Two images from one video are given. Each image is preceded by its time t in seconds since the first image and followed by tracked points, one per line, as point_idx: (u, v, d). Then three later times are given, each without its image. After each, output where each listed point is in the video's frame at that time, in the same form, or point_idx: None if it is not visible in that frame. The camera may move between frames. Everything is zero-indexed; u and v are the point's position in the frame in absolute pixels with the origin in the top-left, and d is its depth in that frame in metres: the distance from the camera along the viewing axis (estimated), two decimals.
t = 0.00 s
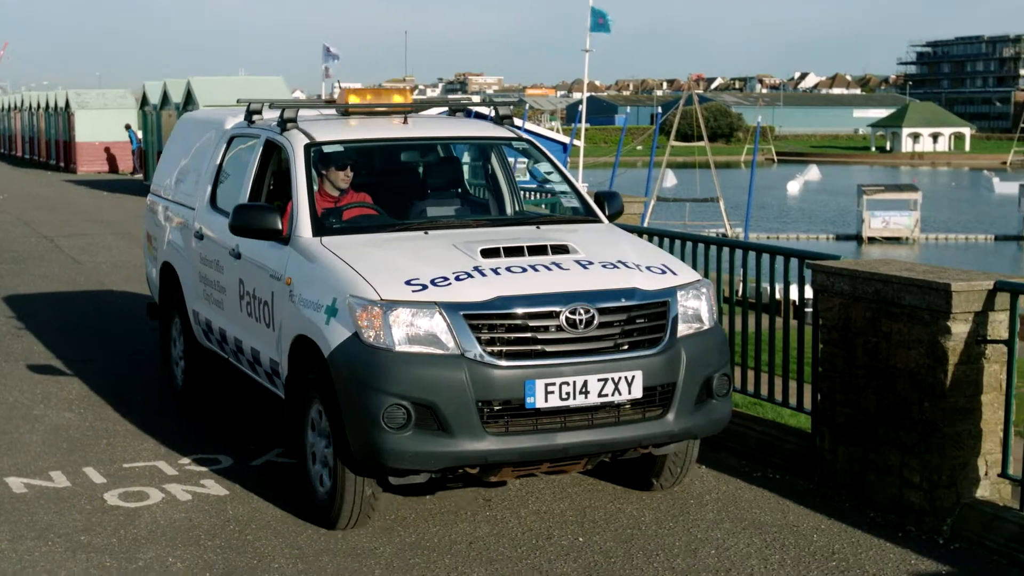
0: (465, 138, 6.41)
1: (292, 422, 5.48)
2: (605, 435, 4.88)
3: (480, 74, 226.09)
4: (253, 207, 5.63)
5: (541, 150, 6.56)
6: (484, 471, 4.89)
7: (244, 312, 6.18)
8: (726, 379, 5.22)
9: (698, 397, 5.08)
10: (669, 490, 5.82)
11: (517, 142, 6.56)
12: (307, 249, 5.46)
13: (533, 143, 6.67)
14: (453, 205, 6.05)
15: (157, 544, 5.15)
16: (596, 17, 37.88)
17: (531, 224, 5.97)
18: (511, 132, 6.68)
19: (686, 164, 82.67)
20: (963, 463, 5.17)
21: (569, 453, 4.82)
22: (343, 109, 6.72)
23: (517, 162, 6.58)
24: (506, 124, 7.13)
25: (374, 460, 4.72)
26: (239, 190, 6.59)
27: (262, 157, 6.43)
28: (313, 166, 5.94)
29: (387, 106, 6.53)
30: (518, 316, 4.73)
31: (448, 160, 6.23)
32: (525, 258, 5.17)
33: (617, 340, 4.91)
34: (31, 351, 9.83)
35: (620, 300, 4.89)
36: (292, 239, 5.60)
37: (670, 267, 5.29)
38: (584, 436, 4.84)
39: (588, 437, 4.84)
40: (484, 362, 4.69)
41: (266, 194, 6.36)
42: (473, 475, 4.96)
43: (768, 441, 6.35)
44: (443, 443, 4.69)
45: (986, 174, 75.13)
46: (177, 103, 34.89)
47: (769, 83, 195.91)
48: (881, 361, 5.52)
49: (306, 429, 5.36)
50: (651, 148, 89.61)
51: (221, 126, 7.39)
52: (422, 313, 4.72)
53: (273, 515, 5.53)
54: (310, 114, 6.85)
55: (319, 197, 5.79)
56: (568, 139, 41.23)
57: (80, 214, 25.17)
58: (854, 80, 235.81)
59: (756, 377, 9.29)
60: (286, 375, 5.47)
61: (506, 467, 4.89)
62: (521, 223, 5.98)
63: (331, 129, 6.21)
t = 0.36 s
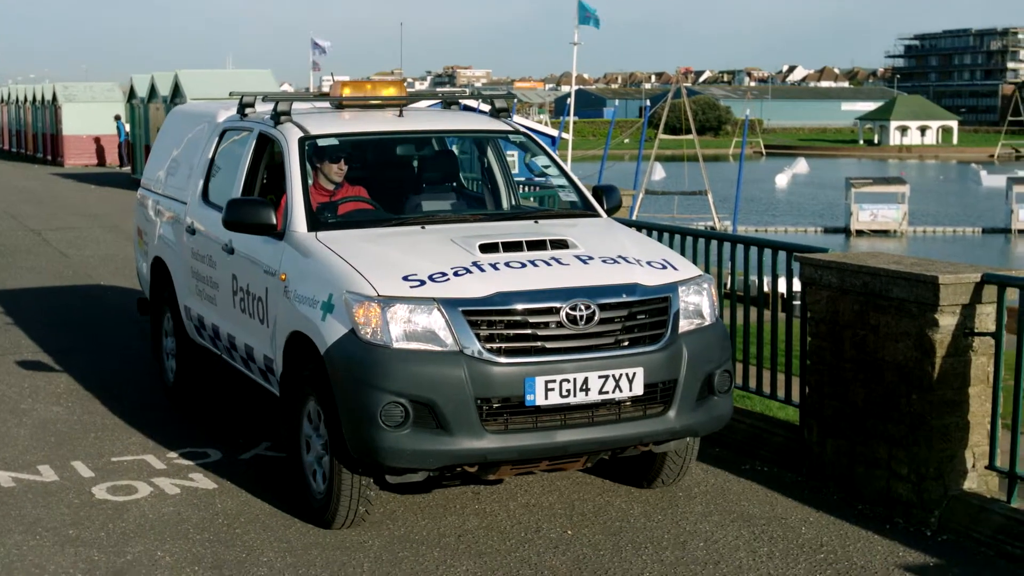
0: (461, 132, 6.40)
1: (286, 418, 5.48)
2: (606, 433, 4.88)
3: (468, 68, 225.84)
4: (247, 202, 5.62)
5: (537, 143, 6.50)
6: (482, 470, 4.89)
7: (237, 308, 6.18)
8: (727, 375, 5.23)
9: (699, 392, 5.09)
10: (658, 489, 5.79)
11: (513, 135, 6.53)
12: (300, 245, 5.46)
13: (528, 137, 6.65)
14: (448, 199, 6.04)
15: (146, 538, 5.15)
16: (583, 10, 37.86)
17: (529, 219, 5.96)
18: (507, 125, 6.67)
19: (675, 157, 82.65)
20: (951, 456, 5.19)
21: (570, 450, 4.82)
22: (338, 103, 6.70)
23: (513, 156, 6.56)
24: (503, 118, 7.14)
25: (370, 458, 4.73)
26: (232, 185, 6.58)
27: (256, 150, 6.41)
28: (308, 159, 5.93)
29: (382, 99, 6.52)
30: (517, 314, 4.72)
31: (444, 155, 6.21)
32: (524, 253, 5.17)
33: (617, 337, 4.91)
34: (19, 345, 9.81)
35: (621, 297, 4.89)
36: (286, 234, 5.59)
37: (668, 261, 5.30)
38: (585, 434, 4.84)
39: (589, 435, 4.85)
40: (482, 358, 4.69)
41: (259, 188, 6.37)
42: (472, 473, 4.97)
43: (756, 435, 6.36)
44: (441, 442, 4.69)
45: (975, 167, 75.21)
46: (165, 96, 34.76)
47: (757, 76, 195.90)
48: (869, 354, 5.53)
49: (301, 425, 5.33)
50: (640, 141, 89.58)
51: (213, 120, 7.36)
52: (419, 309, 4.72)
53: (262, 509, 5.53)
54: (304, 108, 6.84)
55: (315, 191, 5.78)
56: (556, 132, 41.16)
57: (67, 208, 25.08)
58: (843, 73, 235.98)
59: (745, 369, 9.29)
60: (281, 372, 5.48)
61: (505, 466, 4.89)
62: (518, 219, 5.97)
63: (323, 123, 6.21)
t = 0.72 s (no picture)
0: (457, 127, 6.40)
1: (281, 413, 5.48)
2: (601, 427, 4.89)
3: (465, 64, 225.63)
4: (243, 199, 5.62)
5: (532, 140, 6.48)
6: (478, 464, 4.88)
7: (233, 304, 6.18)
8: (723, 370, 5.22)
9: (695, 386, 5.09)
10: (655, 485, 5.80)
11: (510, 129, 6.53)
12: (296, 240, 5.47)
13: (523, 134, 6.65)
14: (443, 195, 6.04)
15: (143, 534, 5.15)
16: (580, 6, 37.83)
17: (526, 214, 5.96)
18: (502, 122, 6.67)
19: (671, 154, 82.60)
20: (947, 452, 5.20)
21: (566, 444, 4.82)
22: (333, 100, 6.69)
23: (510, 151, 6.55)
24: (498, 114, 7.13)
25: (366, 453, 4.72)
26: (228, 182, 6.58)
27: (252, 147, 6.40)
28: (302, 156, 5.93)
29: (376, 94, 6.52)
30: (512, 308, 4.72)
31: (440, 151, 6.21)
32: (521, 248, 5.18)
33: (611, 331, 4.90)
34: (16, 342, 9.81)
35: (615, 291, 4.89)
36: (283, 228, 5.59)
37: (662, 255, 5.30)
38: (580, 426, 4.84)
39: (584, 428, 4.85)
40: (477, 351, 4.69)
41: (255, 185, 6.37)
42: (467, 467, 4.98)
43: (752, 431, 6.37)
44: (437, 434, 4.69)
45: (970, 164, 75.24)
46: (162, 93, 34.70)
47: (753, 73, 195.99)
48: (865, 351, 5.53)
49: (297, 421, 5.33)
50: (637, 137, 89.55)
51: (210, 118, 7.36)
52: (414, 303, 4.72)
53: (260, 505, 5.53)
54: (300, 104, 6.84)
55: (312, 186, 5.79)
56: (554, 130, 41.04)
57: (62, 205, 25.01)
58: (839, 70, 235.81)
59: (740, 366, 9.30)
60: (278, 367, 5.47)
61: (499, 460, 4.90)
62: (514, 213, 5.97)
63: (318, 119, 6.21)
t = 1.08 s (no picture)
0: (454, 125, 6.40)
1: (278, 410, 5.47)
2: (599, 424, 4.89)
3: (461, 62, 225.43)
4: (241, 196, 5.61)
5: (530, 138, 6.47)
6: (476, 462, 4.88)
7: (231, 302, 6.16)
8: (720, 367, 5.23)
9: (692, 383, 5.09)
10: (652, 482, 5.80)
11: (507, 126, 6.54)
12: (294, 237, 5.47)
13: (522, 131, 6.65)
14: (439, 193, 6.04)
15: (142, 532, 5.15)
16: (579, 4, 37.75)
17: (524, 212, 5.96)
18: (500, 120, 6.68)
19: (669, 152, 82.55)
20: (944, 449, 5.21)
21: (563, 441, 4.82)
22: (332, 97, 6.67)
23: (507, 149, 6.55)
24: (495, 112, 7.12)
25: (364, 451, 4.72)
26: (226, 180, 6.56)
27: (251, 144, 6.38)
28: (300, 154, 5.92)
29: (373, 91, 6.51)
30: (509, 305, 4.71)
31: (435, 149, 6.21)
32: (519, 246, 5.17)
33: (609, 329, 4.90)
34: (13, 340, 9.81)
35: (612, 288, 4.88)
36: (281, 226, 5.58)
37: (658, 253, 5.30)
38: (577, 424, 4.84)
39: (581, 426, 4.85)
40: (474, 348, 4.69)
41: (252, 182, 6.36)
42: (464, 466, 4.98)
43: (750, 429, 6.37)
44: (435, 433, 4.69)
45: (967, 161, 75.24)
46: (160, 91, 34.70)
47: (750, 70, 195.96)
48: (862, 348, 5.54)
49: (295, 419, 5.33)
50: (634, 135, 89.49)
51: (207, 116, 7.31)
52: (412, 301, 4.72)
53: (257, 503, 5.53)
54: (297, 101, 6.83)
55: (309, 184, 5.79)
56: (550, 128, 41.01)
57: (59, 204, 25.01)
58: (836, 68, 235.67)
59: (737, 363, 9.31)
60: (275, 364, 5.46)
61: (497, 458, 4.89)
62: (511, 210, 5.97)
63: (316, 116, 6.20)
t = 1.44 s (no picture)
0: (453, 124, 6.39)
1: (278, 409, 5.47)
2: (599, 422, 4.88)
3: (460, 61, 225.38)
4: (240, 195, 5.61)
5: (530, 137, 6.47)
6: (475, 461, 4.89)
7: (232, 302, 6.15)
8: (720, 366, 5.23)
9: (692, 382, 5.09)
10: (651, 481, 5.80)
11: (506, 125, 6.54)
12: (292, 236, 5.48)
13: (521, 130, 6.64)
14: (439, 192, 6.04)
15: (142, 531, 5.15)
16: (579, 3, 37.72)
17: (523, 211, 5.96)
18: (499, 118, 6.67)
19: (668, 151, 82.54)
20: (944, 447, 5.21)
21: (563, 440, 4.82)
22: (331, 96, 6.66)
23: (506, 147, 6.54)
24: (494, 110, 7.11)
25: (364, 450, 4.72)
26: (226, 179, 6.54)
27: (251, 144, 6.37)
28: (300, 154, 5.91)
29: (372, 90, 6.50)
30: (507, 303, 4.71)
31: (434, 148, 6.20)
32: (517, 245, 5.16)
33: (609, 327, 4.90)
34: (12, 338, 9.81)
35: (611, 288, 4.88)
36: (280, 225, 5.58)
37: (659, 252, 5.29)
38: (577, 423, 4.84)
39: (581, 425, 4.85)
40: (474, 348, 4.69)
41: (251, 181, 6.36)
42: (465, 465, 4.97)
43: (750, 428, 6.36)
44: (434, 432, 4.69)
45: (967, 159, 75.27)
46: (158, 90, 34.68)
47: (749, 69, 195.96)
48: (862, 347, 5.53)
49: (295, 418, 5.33)
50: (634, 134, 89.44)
51: (206, 117, 7.30)
52: (411, 300, 4.72)
53: (256, 502, 5.53)
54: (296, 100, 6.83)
55: (309, 184, 5.78)
56: (549, 127, 40.97)
57: (59, 202, 25.00)
58: (835, 66, 235.73)
59: (735, 362, 9.30)
60: (274, 363, 5.46)
61: (497, 457, 4.89)
62: (509, 210, 5.97)
63: (316, 116, 6.19)
